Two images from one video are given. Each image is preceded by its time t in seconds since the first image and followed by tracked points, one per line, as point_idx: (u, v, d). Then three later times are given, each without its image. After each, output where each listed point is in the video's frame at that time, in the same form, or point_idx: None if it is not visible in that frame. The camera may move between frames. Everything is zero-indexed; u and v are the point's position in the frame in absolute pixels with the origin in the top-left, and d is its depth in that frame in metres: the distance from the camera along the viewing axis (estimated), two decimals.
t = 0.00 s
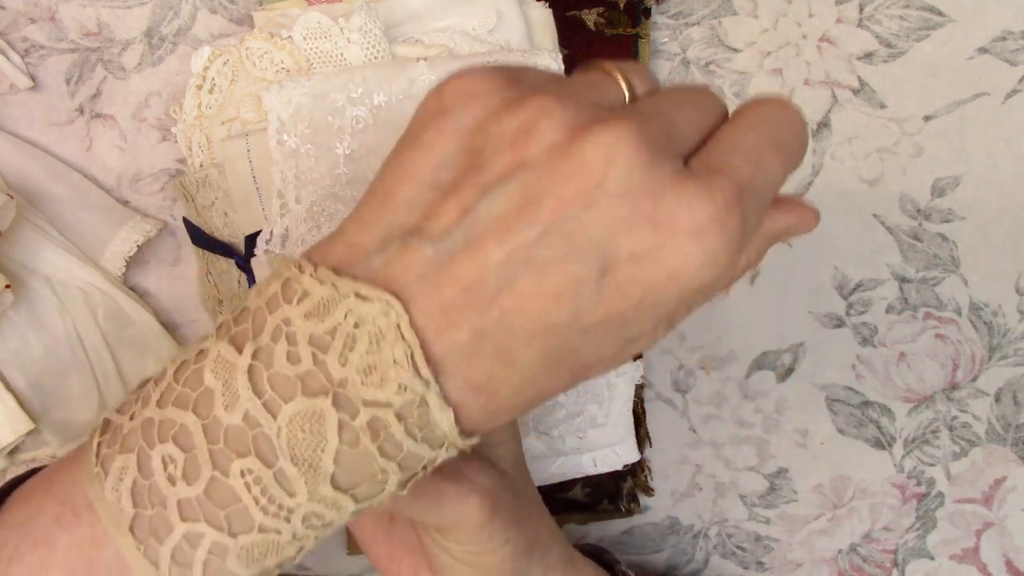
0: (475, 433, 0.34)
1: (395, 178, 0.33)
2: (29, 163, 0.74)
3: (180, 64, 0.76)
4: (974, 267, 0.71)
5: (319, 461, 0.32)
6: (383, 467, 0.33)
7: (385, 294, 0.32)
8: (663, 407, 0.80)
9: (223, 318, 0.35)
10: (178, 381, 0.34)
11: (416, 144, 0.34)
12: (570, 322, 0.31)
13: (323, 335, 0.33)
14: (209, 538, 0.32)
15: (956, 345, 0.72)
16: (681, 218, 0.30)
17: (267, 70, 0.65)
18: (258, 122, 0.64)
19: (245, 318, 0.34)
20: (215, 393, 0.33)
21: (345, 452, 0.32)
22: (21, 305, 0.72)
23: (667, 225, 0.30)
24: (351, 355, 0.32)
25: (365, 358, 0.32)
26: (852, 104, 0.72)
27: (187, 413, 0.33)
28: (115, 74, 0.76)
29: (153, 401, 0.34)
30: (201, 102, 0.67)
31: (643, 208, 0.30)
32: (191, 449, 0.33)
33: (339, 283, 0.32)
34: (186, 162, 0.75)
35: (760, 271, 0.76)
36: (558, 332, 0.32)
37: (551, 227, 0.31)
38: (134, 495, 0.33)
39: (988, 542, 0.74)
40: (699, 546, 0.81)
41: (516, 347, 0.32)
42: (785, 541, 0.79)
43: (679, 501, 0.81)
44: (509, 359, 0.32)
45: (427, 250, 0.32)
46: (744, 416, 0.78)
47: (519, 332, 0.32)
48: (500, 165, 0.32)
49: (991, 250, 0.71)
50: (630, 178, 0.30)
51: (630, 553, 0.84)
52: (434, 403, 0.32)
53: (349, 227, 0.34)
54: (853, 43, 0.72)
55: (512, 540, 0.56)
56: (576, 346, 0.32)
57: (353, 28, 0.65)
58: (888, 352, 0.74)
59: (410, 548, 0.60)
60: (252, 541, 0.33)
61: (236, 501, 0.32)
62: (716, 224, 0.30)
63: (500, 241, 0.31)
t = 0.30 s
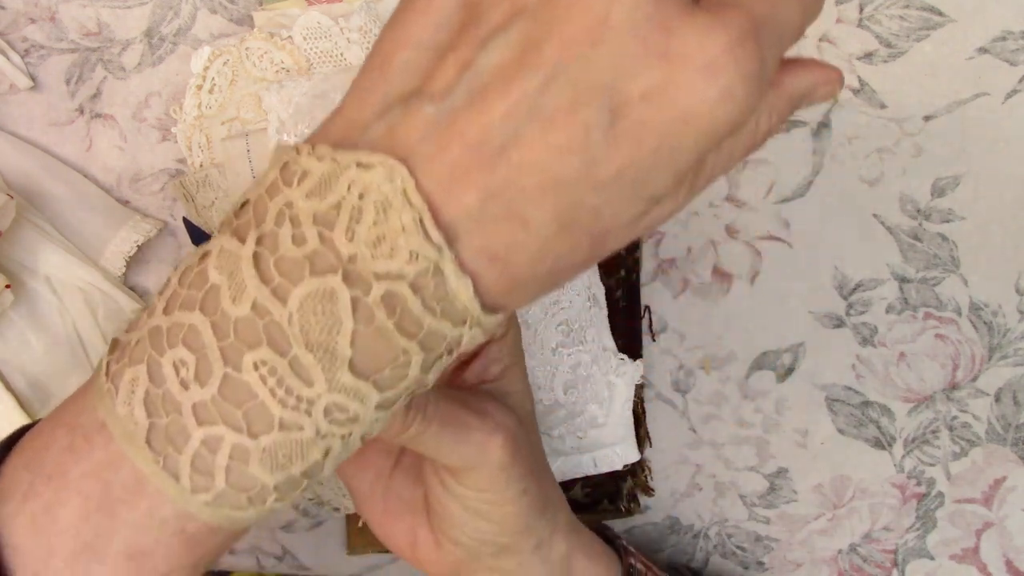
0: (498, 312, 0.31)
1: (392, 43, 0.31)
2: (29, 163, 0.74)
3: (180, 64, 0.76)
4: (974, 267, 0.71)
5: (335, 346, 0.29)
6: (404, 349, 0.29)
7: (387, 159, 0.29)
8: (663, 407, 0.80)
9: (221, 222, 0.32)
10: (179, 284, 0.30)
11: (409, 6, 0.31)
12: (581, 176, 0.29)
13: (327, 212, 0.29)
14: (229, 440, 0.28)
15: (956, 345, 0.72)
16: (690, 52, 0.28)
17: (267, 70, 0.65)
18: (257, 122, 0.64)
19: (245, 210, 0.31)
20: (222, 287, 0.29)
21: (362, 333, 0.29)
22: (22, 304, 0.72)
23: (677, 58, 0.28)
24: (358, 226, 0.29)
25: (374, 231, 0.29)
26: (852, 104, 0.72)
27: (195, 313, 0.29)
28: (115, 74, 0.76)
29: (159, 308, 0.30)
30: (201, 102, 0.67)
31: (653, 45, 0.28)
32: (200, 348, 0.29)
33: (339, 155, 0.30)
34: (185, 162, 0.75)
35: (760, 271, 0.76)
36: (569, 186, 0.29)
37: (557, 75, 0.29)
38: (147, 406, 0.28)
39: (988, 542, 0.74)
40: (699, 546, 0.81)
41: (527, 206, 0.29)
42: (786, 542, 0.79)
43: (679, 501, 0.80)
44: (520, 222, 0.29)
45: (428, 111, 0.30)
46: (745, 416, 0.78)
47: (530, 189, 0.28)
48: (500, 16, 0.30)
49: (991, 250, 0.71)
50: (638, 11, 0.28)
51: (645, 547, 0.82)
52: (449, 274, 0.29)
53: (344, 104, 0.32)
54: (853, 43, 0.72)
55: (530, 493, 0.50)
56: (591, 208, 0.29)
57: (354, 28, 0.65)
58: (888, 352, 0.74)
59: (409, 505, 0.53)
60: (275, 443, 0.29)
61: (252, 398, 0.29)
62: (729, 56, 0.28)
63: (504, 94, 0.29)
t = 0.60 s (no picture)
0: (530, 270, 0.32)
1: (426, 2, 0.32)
2: (29, 163, 0.74)
3: (180, 64, 0.76)
4: (974, 267, 0.71)
5: (378, 307, 0.30)
6: (444, 307, 0.31)
7: (425, 121, 0.30)
8: (663, 406, 0.80)
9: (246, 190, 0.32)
10: (213, 256, 0.31)
11: None
12: (617, 136, 0.30)
13: (365, 175, 0.30)
14: (277, 407, 0.30)
15: (956, 345, 0.72)
16: (718, 17, 0.30)
17: (267, 71, 0.65)
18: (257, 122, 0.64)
19: (277, 177, 0.31)
20: (259, 255, 0.30)
21: (403, 293, 0.30)
22: (21, 304, 0.72)
23: (707, 22, 0.30)
24: (397, 188, 0.30)
25: (414, 192, 0.30)
26: (852, 104, 0.72)
27: (233, 283, 0.30)
28: (115, 74, 0.76)
29: (192, 282, 0.31)
30: (202, 102, 0.67)
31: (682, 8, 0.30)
32: (241, 317, 0.30)
33: (373, 119, 0.31)
34: (185, 162, 0.75)
35: (760, 271, 0.76)
36: (604, 146, 0.30)
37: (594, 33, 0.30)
38: (190, 378, 0.30)
39: (988, 542, 0.74)
40: (699, 546, 0.81)
41: (564, 166, 0.30)
42: (785, 542, 0.79)
43: (679, 501, 0.80)
44: (557, 181, 0.30)
45: (465, 71, 0.31)
46: (745, 416, 0.78)
47: (567, 150, 0.30)
48: None
49: (991, 250, 0.71)
50: None
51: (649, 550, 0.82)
52: (488, 232, 0.30)
53: (377, 62, 0.32)
54: (854, 43, 0.72)
55: (541, 471, 0.51)
56: (623, 167, 0.31)
57: (354, 28, 0.65)
58: (888, 352, 0.74)
59: (412, 500, 0.53)
60: (320, 405, 0.30)
61: (298, 362, 0.30)
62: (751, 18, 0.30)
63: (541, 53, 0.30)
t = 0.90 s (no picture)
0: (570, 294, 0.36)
1: (491, 39, 0.35)
2: (29, 163, 0.74)
3: (180, 64, 0.76)
4: (974, 267, 0.71)
5: (451, 336, 0.32)
6: (504, 333, 0.34)
7: (496, 162, 0.34)
8: (663, 407, 0.80)
9: (302, 218, 0.33)
10: (279, 285, 0.32)
11: (505, 3, 0.34)
12: (665, 172, 0.36)
13: (437, 212, 0.33)
14: (352, 431, 0.31)
15: (956, 345, 0.72)
16: (763, 69, 0.35)
17: (267, 71, 0.65)
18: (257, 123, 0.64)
19: (341, 210, 0.33)
20: (332, 287, 0.31)
21: (473, 321, 0.33)
22: (22, 304, 0.72)
23: (751, 76, 0.35)
24: (470, 224, 0.33)
25: (486, 227, 0.33)
26: (852, 104, 0.72)
27: (307, 313, 0.31)
28: (115, 74, 0.76)
29: (256, 309, 0.31)
30: (201, 102, 0.67)
31: (732, 60, 0.35)
32: (317, 348, 0.31)
33: (445, 157, 0.33)
34: (185, 162, 0.75)
35: (760, 271, 0.76)
36: (653, 181, 0.36)
37: (652, 81, 0.35)
38: (264, 405, 0.31)
39: (987, 542, 0.74)
40: (699, 546, 0.81)
41: (616, 199, 0.36)
42: (785, 541, 0.79)
43: (679, 501, 0.81)
44: (607, 211, 0.36)
45: (532, 112, 0.35)
46: (745, 416, 0.78)
47: (621, 185, 0.36)
48: (599, 25, 0.35)
49: (991, 249, 0.71)
50: (724, 30, 0.34)
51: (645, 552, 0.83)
52: (548, 267, 0.34)
53: (442, 93, 0.35)
54: (854, 44, 0.72)
55: (550, 467, 0.51)
56: (667, 196, 0.37)
57: (353, 28, 0.65)
58: (888, 352, 0.74)
59: (416, 504, 0.53)
60: (390, 428, 0.32)
61: (374, 391, 0.31)
62: (789, 74, 0.35)
63: (605, 98, 0.35)
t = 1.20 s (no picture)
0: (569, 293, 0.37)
1: (496, 41, 0.35)
2: (29, 163, 0.74)
3: (180, 64, 0.76)
4: (974, 267, 0.71)
5: (458, 335, 0.32)
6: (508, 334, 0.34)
7: (507, 165, 0.33)
8: (663, 407, 0.80)
9: (308, 218, 0.33)
10: (287, 285, 0.31)
11: (513, 10, 0.34)
12: (666, 176, 0.37)
13: (447, 213, 0.32)
14: (360, 430, 0.31)
15: (956, 345, 0.72)
16: (762, 78, 0.36)
17: (267, 71, 0.65)
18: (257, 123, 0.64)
19: (348, 211, 0.32)
20: (340, 287, 0.31)
21: (481, 321, 0.33)
22: (22, 304, 0.72)
23: (752, 86, 0.36)
24: (479, 225, 0.33)
25: (495, 228, 0.33)
26: (852, 104, 0.72)
27: (316, 313, 0.31)
28: (115, 74, 0.76)
29: (264, 309, 0.31)
30: (201, 102, 0.67)
31: (735, 69, 0.35)
32: (326, 348, 0.31)
33: (455, 159, 0.33)
34: (185, 162, 0.75)
35: (760, 271, 0.76)
36: (655, 185, 0.37)
37: (660, 89, 0.35)
38: (273, 405, 0.30)
39: (987, 542, 0.74)
40: (699, 546, 0.81)
41: (617, 204, 0.36)
42: (785, 541, 0.79)
43: (679, 501, 0.81)
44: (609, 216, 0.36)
45: (541, 117, 0.35)
46: (745, 416, 0.78)
47: (625, 190, 0.36)
48: (606, 34, 0.35)
49: (991, 249, 0.71)
50: (728, 40, 0.35)
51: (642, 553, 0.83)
52: (553, 268, 0.34)
53: (447, 96, 0.34)
54: (854, 44, 0.71)
55: (550, 466, 0.51)
56: (665, 198, 0.38)
57: (353, 28, 0.65)
58: (888, 352, 0.74)
59: (416, 504, 0.53)
60: (397, 423, 0.32)
61: (383, 388, 0.31)
62: (786, 85, 0.36)
63: (613, 105, 0.35)
